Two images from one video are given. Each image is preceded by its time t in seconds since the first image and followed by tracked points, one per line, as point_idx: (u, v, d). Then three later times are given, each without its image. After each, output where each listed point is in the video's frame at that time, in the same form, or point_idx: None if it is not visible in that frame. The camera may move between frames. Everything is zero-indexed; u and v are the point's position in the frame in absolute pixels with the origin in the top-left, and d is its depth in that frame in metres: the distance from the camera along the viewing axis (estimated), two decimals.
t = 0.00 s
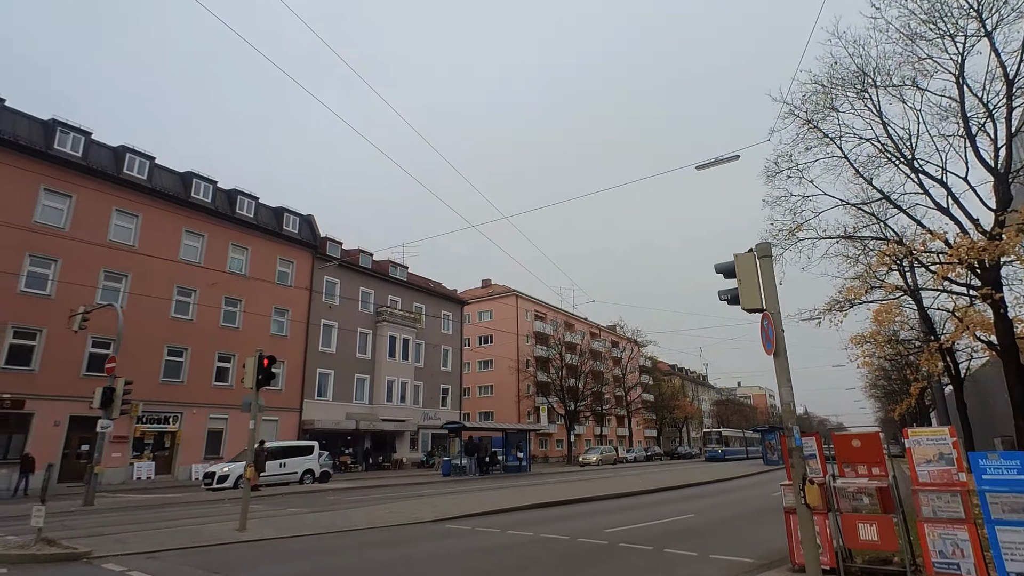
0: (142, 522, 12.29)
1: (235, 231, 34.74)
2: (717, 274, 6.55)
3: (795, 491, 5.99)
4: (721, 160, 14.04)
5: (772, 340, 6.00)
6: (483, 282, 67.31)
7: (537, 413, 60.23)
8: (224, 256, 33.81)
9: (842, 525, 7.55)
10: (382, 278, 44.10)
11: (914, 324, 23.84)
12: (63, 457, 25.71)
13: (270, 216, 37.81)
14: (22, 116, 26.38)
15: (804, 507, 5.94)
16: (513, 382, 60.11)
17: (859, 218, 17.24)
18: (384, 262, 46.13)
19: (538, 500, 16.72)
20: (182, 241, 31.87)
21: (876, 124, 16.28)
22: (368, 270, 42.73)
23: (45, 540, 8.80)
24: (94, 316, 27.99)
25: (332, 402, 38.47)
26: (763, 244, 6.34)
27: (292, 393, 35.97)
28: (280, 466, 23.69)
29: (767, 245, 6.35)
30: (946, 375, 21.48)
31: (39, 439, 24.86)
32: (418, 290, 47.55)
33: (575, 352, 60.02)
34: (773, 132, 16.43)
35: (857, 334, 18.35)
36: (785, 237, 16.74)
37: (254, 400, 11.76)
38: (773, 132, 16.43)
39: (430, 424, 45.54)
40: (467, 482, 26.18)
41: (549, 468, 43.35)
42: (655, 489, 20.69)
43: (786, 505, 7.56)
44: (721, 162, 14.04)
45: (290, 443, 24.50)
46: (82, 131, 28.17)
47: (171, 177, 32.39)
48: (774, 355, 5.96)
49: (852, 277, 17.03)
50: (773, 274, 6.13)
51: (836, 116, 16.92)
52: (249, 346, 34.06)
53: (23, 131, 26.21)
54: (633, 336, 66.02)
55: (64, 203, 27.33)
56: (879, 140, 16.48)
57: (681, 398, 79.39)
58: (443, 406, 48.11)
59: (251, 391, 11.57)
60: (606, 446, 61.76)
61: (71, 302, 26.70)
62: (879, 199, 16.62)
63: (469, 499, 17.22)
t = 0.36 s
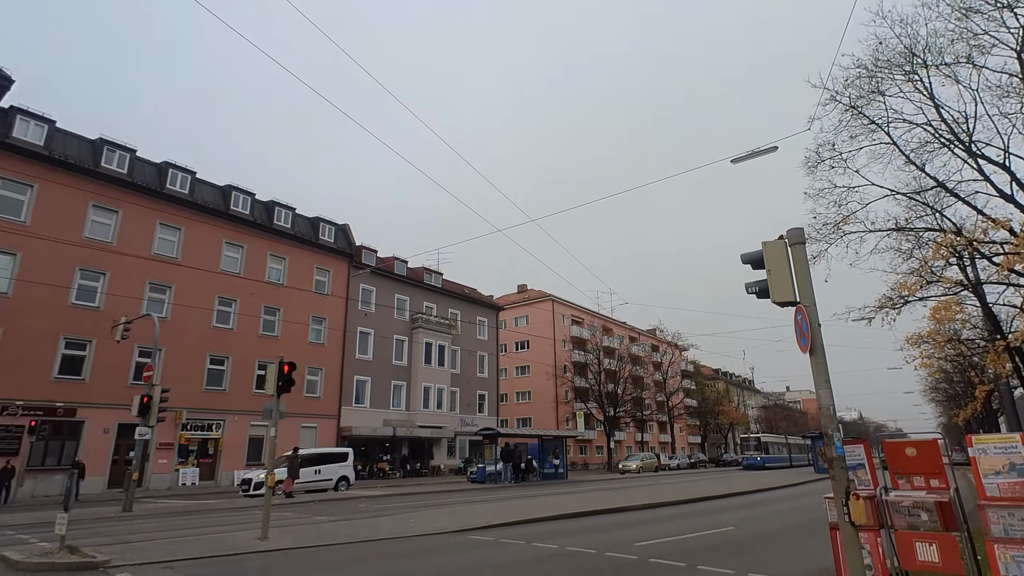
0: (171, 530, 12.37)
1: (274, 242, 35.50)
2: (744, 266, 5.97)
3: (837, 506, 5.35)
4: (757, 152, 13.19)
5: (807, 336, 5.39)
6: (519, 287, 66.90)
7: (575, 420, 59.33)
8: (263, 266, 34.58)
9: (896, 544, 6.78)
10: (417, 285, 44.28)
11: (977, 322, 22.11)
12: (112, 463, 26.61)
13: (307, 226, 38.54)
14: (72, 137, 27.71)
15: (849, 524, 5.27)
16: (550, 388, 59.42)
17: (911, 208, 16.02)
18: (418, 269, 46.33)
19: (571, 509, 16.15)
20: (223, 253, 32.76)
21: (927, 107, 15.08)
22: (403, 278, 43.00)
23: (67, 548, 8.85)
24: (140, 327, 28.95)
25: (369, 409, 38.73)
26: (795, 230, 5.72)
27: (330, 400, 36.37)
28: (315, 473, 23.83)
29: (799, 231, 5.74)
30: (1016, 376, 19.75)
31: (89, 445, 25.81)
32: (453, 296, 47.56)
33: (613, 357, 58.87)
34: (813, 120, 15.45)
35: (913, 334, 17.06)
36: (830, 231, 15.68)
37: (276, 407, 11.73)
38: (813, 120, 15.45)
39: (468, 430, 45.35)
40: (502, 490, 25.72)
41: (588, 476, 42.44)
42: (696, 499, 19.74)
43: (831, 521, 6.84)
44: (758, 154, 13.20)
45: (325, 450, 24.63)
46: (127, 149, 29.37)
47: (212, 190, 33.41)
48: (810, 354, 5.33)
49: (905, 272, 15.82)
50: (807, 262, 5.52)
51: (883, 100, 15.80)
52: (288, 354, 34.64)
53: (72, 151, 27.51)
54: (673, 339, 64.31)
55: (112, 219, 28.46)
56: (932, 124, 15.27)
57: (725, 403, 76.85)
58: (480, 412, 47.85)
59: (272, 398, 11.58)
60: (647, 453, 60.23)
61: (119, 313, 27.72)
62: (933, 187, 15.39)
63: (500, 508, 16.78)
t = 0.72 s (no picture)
0: (210, 533, 12.46)
1: (316, 250, 36.20)
2: (789, 243, 5.37)
3: (909, 513, 4.66)
4: (805, 137, 12.28)
5: (866, 318, 4.75)
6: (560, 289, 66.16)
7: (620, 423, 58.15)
8: (306, 273, 35.28)
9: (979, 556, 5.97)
10: (456, 289, 44.32)
11: None
12: (166, 467, 27.51)
13: (348, 233, 39.18)
14: (125, 154, 29.03)
15: (924, 534, 4.58)
16: (594, 391, 58.43)
17: (979, 190, 14.72)
18: (457, 274, 46.37)
19: (614, 515, 15.50)
20: (267, 261, 33.60)
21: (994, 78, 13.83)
22: (442, 282, 43.12)
23: (103, 550, 8.91)
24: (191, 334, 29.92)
25: (412, 413, 38.89)
26: (848, 200, 5.08)
27: (373, 404, 36.69)
28: (357, 477, 23.92)
29: (853, 200, 5.10)
30: None
31: (145, 450, 26.77)
32: (493, 300, 47.41)
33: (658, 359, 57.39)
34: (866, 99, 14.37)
35: (985, 326, 15.67)
36: (888, 217, 14.53)
37: (307, 409, 11.69)
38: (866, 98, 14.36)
39: (510, 434, 45.01)
40: (544, 494, 25.19)
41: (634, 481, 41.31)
42: (748, 505, 18.70)
43: (901, 530, 6.07)
44: (806, 139, 12.28)
45: (367, 454, 24.70)
46: (176, 164, 30.55)
47: (256, 201, 34.38)
48: (870, 339, 4.69)
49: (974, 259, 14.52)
50: (863, 234, 4.88)
51: (943, 74, 14.58)
52: (331, 359, 35.16)
53: (125, 167, 28.78)
54: (721, 340, 62.19)
55: (163, 231, 29.58)
56: (1000, 97, 13.99)
57: (778, 406, 73.81)
58: (522, 417, 47.42)
59: (303, 400, 11.54)
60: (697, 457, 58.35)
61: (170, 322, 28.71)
62: (1004, 165, 14.08)
63: (540, 513, 16.29)
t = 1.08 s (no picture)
0: (267, 540, 12.57)
1: (370, 260, 36.93)
2: (867, 220, 4.71)
3: None
4: (875, 119, 11.15)
5: (968, 305, 4.06)
6: (614, 292, 64.91)
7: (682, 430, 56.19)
8: (361, 283, 36.03)
9: None
10: (509, 295, 44.17)
11: None
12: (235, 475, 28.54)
13: (400, 243, 39.84)
14: (192, 175, 30.68)
15: None
16: (653, 396, 56.75)
17: None
18: (509, 279, 46.20)
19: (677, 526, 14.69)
20: (325, 273, 34.54)
21: None
22: (495, 289, 43.05)
23: (161, 558, 9.04)
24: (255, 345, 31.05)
25: (468, 421, 38.89)
26: (938, 168, 4.38)
27: (429, 412, 36.93)
28: (413, 485, 23.96)
29: (944, 167, 4.39)
30: None
31: (215, 457, 27.89)
32: (546, 305, 46.95)
33: (720, 362, 55.16)
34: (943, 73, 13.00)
35: None
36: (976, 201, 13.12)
37: (355, 417, 11.63)
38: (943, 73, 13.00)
39: (567, 441, 44.26)
40: (603, 504, 24.39)
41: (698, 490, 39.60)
42: (826, 518, 17.33)
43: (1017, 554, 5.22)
44: (876, 122, 11.14)
45: (423, 462, 24.71)
46: (238, 182, 31.99)
47: (312, 215, 35.54)
48: (972, 330, 4.00)
49: None
50: (959, 206, 4.18)
51: None
52: (388, 368, 35.66)
53: (192, 188, 30.39)
54: (788, 341, 59.11)
55: (227, 247, 30.93)
56: None
57: (854, 410, 69.38)
58: (579, 423, 46.57)
59: (352, 408, 11.49)
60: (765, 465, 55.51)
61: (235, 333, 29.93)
62: None
63: (597, 523, 15.65)
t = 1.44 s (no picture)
0: (337, 544, 12.75)
1: (435, 267, 37.47)
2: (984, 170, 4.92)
3: None
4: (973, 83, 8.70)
5: None
6: (685, 291, 62.63)
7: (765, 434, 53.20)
8: (427, 290, 36.62)
9: None
10: (575, 297, 43.53)
11: None
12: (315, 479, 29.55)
13: (464, 249, 40.25)
14: (267, 194, 32.41)
15: None
16: (731, 399, 54.10)
17: None
18: (575, 281, 45.53)
19: (762, 537, 13.65)
20: (392, 281, 35.36)
21: None
22: (560, 292, 42.55)
23: (235, 560, 9.28)
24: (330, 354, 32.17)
25: (537, 425, 38.51)
26: None
27: (499, 416, 36.88)
28: (484, 490, 23.84)
29: None
30: None
31: (296, 462, 29.06)
32: (613, 306, 45.90)
33: (804, 362, 51.83)
34: None
35: None
36: None
37: (417, 421, 11.57)
38: None
39: (641, 446, 42.92)
40: (681, 511, 23.26)
41: (785, 497, 37.15)
42: (935, 529, 15.60)
43: None
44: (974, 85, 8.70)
45: (492, 467, 24.55)
46: (309, 198, 33.47)
47: (379, 226, 36.59)
48: None
49: None
50: None
51: None
52: (456, 373, 35.96)
53: (267, 206, 32.07)
54: (880, 337, 54.70)
55: (301, 260, 32.33)
56: None
57: (961, 411, 63.17)
58: (652, 427, 45.06)
59: (413, 412, 11.48)
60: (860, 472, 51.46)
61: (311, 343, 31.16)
62: None
63: (674, 531, 14.83)
